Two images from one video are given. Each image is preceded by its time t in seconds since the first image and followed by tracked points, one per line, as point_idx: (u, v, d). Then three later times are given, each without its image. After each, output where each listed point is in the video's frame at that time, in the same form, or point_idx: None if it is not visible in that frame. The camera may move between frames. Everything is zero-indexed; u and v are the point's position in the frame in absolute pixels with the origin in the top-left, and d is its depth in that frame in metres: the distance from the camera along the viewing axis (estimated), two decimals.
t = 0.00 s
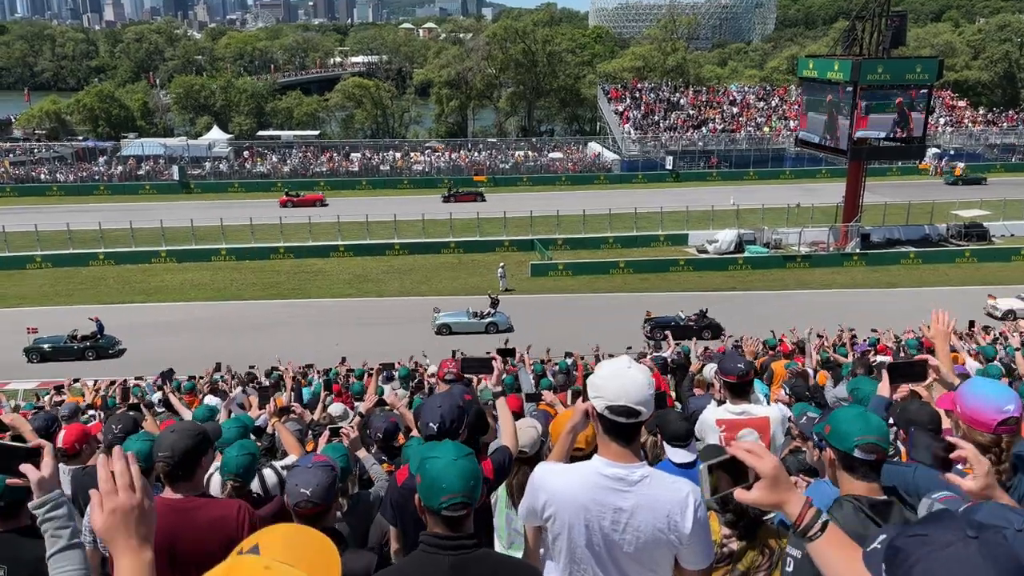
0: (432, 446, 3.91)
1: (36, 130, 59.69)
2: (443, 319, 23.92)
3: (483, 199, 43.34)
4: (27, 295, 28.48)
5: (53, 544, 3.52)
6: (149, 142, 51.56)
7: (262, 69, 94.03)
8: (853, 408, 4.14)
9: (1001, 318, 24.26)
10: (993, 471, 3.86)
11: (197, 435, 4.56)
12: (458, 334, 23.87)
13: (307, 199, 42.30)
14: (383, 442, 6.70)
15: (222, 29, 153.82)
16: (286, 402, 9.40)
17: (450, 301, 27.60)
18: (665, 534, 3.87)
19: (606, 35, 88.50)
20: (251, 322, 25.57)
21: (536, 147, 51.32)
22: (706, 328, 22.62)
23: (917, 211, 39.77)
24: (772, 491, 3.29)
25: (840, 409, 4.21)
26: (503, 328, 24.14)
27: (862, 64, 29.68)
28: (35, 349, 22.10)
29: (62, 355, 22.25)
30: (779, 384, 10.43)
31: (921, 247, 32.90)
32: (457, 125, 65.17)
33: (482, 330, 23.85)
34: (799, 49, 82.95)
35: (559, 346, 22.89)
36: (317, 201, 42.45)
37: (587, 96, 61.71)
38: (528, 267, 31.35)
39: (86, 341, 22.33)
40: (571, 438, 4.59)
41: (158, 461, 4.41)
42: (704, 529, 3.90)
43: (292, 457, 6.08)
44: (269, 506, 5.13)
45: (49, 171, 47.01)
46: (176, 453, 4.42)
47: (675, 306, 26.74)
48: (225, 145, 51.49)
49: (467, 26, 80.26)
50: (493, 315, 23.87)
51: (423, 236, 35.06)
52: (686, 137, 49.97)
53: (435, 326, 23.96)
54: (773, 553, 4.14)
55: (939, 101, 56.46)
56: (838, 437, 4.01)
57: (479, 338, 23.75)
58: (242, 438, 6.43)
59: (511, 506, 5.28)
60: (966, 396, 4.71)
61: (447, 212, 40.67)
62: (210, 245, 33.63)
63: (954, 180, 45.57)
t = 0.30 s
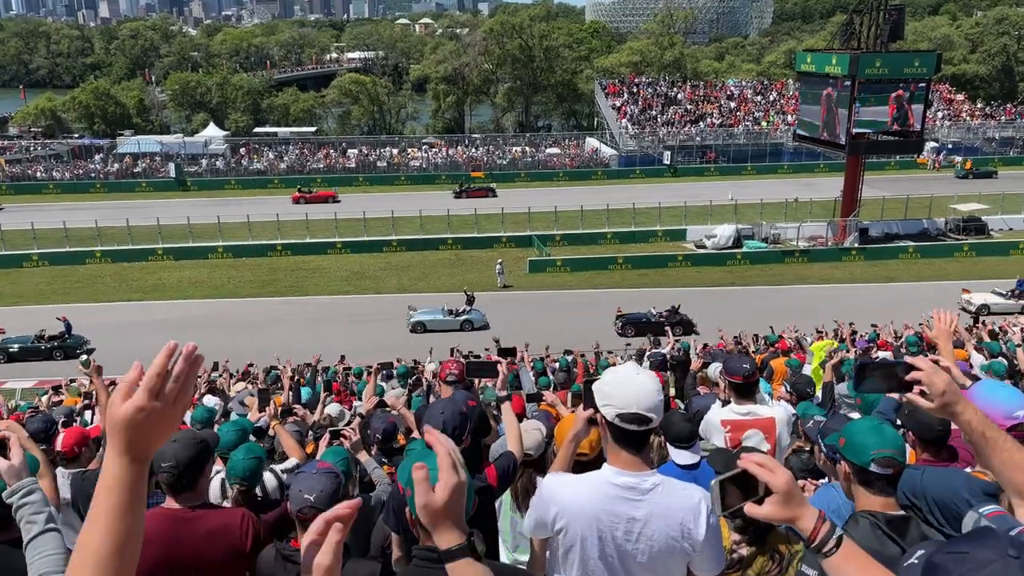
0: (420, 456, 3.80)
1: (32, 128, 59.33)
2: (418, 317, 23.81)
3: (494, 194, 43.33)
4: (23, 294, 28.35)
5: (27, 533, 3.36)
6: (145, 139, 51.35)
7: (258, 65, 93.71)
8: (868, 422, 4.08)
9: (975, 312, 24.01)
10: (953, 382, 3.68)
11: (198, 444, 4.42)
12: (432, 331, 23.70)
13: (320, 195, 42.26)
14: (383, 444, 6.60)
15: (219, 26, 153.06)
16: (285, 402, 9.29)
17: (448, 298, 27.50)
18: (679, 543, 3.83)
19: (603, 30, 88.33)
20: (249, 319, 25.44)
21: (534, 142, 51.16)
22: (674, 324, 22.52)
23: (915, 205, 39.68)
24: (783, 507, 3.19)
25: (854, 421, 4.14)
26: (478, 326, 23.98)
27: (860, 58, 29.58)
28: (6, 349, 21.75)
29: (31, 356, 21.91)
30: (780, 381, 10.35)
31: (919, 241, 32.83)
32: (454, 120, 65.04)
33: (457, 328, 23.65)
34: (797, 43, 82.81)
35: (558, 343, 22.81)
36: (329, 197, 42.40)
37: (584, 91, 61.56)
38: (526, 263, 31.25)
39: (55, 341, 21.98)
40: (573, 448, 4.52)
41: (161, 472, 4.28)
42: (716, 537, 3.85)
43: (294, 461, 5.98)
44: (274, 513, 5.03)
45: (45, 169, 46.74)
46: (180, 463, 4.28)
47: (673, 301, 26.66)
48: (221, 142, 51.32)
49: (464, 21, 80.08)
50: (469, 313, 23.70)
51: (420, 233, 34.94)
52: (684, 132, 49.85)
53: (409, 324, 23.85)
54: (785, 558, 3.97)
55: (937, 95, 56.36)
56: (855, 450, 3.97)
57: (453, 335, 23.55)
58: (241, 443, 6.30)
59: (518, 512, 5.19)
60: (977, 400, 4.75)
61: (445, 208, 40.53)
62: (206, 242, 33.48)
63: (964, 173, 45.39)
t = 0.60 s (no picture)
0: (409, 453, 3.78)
1: (28, 126, 59.11)
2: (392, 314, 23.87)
3: (505, 190, 43.45)
4: (21, 292, 28.34)
5: (6, 530, 3.63)
6: (142, 136, 51.25)
7: (254, 63, 93.50)
8: (889, 424, 4.01)
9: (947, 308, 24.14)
10: (939, 353, 3.71)
11: (197, 442, 4.42)
12: (407, 330, 23.73)
13: (332, 192, 42.44)
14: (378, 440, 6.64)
15: (216, 23, 152.53)
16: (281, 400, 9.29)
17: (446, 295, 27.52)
18: (686, 537, 3.91)
19: (600, 26, 88.32)
20: (246, 317, 25.42)
21: (531, 138, 51.14)
22: (646, 321, 22.44)
23: (911, 201, 39.71)
24: (778, 506, 3.14)
25: (875, 423, 4.08)
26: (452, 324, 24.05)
27: (856, 54, 29.71)
28: None
29: None
30: (778, 375, 10.37)
31: (916, 237, 32.88)
32: (451, 117, 64.99)
33: (430, 325, 23.80)
34: (793, 39, 82.79)
35: (555, 339, 22.84)
36: (340, 194, 42.67)
37: (581, 88, 61.55)
38: (523, 260, 31.27)
39: (25, 340, 21.96)
40: (567, 445, 4.52)
41: (161, 470, 4.26)
42: (719, 533, 3.97)
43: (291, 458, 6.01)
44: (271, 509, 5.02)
45: (41, 167, 46.66)
46: (180, 461, 4.28)
47: (670, 298, 26.72)
48: (218, 140, 51.24)
49: (460, 18, 79.98)
50: (443, 310, 23.77)
51: (418, 230, 34.93)
52: (681, 128, 49.84)
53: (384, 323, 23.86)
54: (782, 553, 4.11)
55: (934, 91, 56.39)
56: (875, 456, 3.89)
57: (427, 334, 23.57)
58: (235, 439, 6.30)
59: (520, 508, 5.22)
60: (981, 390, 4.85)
61: (442, 205, 40.55)
62: (204, 240, 33.47)
63: (975, 168, 45.52)
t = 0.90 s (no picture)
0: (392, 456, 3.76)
1: (24, 122, 58.86)
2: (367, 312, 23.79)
3: (517, 185, 43.39)
4: (17, 289, 28.24)
5: None
6: (138, 133, 51.02)
7: (252, 59, 93.24)
8: (895, 432, 3.91)
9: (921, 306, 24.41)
10: (930, 355, 3.67)
11: (194, 443, 4.31)
12: (380, 328, 23.62)
13: (343, 187, 42.36)
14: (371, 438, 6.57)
15: (212, 19, 151.95)
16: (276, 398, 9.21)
17: (443, 292, 27.44)
18: (684, 539, 3.83)
19: (598, 22, 88.15)
20: (243, 314, 25.32)
21: (529, 134, 51.02)
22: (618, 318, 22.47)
23: (909, 198, 39.64)
24: (761, 515, 3.12)
25: (881, 429, 3.98)
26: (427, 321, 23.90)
27: (855, 50, 29.53)
28: None
29: None
30: (774, 373, 10.32)
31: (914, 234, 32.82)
32: (449, 113, 64.81)
33: (405, 323, 23.63)
34: (792, 35, 82.62)
35: (553, 336, 22.78)
36: (353, 189, 42.55)
37: (579, 84, 61.39)
38: (521, 256, 31.20)
39: None
40: (561, 447, 4.44)
41: (158, 471, 4.18)
42: (717, 535, 3.88)
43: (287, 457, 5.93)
44: (266, 508, 4.88)
45: (38, 164, 46.50)
46: (177, 462, 4.19)
47: (668, 295, 26.65)
48: (215, 136, 51.09)
49: (458, 13, 79.75)
50: (417, 308, 23.62)
51: (415, 227, 34.84)
52: (679, 124, 49.77)
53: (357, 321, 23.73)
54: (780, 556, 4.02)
55: (932, 87, 56.29)
56: (879, 463, 3.79)
57: (400, 331, 23.46)
58: (231, 437, 6.23)
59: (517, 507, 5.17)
60: (978, 389, 4.75)
61: (440, 202, 40.46)
62: (200, 236, 33.36)
63: (984, 164, 45.29)
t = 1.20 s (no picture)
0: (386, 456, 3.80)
1: (25, 118, 58.88)
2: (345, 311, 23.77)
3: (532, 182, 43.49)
4: (20, 284, 28.31)
5: None
6: (139, 130, 50.99)
7: (253, 55, 93.18)
8: (891, 435, 3.89)
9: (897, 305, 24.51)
10: (919, 364, 3.71)
11: (193, 442, 4.35)
12: (357, 326, 23.62)
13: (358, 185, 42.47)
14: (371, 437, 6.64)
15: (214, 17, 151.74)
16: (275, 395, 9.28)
17: (443, 289, 27.49)
18: (679, 539, 3.89)
19: (599, 19, 88.06)
20: (243, 311, 25.37)
21: (530, 132, 51.03)
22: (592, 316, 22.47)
23: (910, 196, 39.65)
24: (756, 517, 3.19)
25: (876, 432, 3.97)
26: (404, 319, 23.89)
27: (856, 48, 29.46)
28: None
29: None
30: (773, 372, 10.37)
31: (915, 231, 32.82)
32: (450, 110, 64.81)
33: (382, 321, 23.61)
34: (793, 33, 82.54)
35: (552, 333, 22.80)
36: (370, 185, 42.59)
37: (580, 81, 61.33)
38: (522, 254, 31.23)
39: None
40: (560, 447, 4.52)
41: (156, 471, 4.23)
42: (713, 535, 3.93)
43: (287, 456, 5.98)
44: (264, 506, 4.95)
45: (39, 160, 46.54)
46: (175, 463, 4.23)
47: (669, 292, 26.68)
48: (216, 133, 51.11)
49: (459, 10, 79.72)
50: (394, 306, 23.55)
51: (416, 224, 34.89)
52: (680, 121, 49.86)
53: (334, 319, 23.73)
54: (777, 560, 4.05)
55: (933, 85, 56.26)
56: (874, 467, 3.78)
57: (377, 330, 23.40)
58: (230, 435, 6.28)
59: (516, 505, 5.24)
60: (968, 390, 4.74)
61: (441, 199, 40.47)
62: (201, 233, 33.42)
63: (1000, 163, 45.22)
